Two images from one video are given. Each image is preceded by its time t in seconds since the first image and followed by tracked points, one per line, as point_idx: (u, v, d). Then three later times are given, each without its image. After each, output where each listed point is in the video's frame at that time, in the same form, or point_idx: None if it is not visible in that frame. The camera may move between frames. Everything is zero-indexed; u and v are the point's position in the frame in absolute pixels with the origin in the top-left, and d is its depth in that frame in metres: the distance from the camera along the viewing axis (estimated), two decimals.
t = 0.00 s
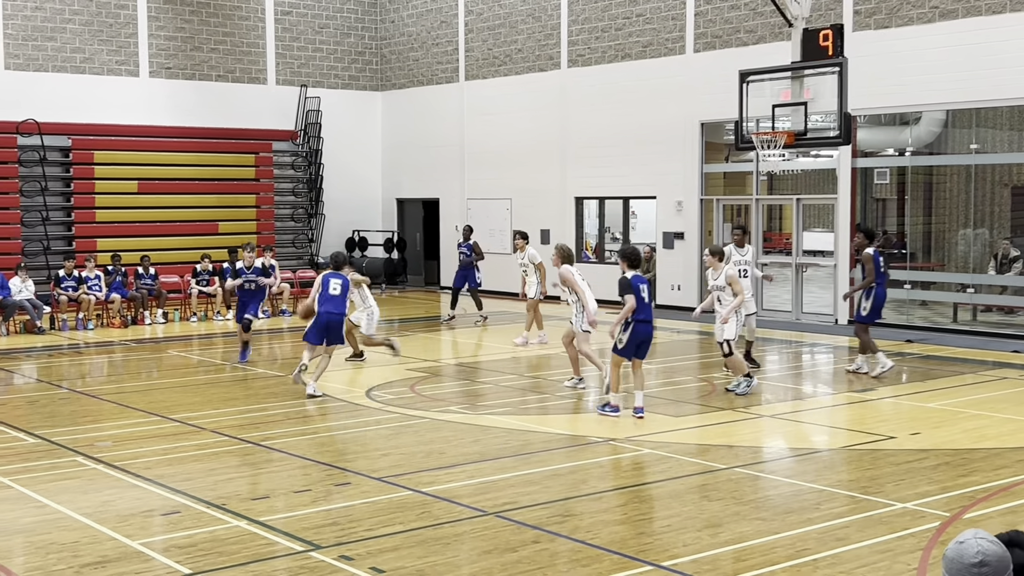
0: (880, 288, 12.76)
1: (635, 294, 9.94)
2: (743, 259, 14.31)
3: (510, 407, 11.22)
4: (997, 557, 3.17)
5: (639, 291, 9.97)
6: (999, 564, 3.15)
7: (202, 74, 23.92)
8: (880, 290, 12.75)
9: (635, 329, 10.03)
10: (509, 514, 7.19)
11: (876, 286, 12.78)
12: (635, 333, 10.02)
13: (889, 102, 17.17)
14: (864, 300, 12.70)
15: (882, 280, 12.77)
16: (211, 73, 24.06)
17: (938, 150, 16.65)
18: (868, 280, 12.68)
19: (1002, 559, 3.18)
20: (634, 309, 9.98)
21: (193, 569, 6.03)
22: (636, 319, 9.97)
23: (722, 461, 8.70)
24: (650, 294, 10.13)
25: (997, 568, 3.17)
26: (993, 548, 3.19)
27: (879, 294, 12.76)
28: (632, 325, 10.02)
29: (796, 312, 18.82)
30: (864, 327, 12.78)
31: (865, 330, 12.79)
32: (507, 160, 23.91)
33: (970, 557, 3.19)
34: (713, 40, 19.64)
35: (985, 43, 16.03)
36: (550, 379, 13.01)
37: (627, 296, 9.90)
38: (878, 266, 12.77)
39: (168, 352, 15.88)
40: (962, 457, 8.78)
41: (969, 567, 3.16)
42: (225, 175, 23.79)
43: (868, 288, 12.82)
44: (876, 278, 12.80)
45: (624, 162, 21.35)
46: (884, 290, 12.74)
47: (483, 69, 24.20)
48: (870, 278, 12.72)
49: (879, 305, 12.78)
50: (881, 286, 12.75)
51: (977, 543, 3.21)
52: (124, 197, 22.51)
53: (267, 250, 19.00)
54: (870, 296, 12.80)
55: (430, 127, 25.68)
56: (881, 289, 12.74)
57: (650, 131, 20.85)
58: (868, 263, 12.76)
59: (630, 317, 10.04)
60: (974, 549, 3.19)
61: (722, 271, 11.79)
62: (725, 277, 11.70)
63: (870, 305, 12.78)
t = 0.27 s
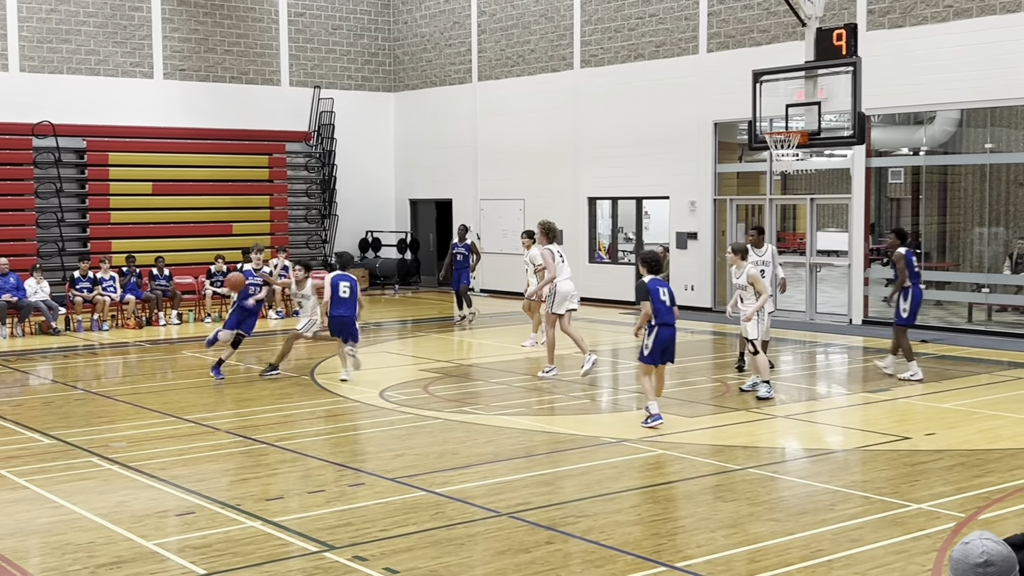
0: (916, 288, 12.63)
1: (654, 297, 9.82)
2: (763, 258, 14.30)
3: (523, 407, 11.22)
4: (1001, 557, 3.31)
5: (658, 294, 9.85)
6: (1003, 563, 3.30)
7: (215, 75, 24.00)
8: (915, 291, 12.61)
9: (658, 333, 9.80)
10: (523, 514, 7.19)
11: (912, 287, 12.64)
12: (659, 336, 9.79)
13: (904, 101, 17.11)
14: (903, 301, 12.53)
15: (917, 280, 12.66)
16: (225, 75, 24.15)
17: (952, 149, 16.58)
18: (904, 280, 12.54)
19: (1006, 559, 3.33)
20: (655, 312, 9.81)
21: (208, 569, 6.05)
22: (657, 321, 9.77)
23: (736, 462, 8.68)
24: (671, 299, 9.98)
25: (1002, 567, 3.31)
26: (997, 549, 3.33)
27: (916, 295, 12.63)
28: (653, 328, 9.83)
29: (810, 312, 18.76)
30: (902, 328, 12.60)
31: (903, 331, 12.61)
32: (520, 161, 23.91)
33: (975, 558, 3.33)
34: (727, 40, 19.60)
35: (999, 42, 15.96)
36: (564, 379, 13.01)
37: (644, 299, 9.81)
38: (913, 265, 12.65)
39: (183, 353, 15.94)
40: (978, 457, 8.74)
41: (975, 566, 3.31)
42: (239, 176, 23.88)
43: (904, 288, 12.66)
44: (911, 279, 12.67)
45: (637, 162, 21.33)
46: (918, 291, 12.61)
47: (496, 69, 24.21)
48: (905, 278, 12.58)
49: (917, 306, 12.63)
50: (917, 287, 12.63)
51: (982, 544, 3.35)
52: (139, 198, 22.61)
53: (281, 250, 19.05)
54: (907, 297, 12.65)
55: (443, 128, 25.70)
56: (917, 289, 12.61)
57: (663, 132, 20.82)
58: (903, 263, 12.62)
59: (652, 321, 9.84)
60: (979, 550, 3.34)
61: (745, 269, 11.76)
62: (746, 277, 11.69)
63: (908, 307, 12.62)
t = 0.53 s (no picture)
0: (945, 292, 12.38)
1: (674, 301, 9.43)
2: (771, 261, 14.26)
3: (532, 410, 11.21)
4: (1011, 559, 3.28)
5: (678, 298, 9.46)
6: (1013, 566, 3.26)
7: (225, 78, 24.06)
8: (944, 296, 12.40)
9: (680, 337, 9.43)
10: (533, 517, 7.19)
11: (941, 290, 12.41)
12: (680, 341, 9.42)
13: (914, 102, 17.06)
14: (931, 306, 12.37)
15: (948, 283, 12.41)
16: (235, 78, 24.20)
17: (963, 151, 16.52)
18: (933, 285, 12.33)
19: (1016, 561, 3.29)
20: (677, 316, 9.42)
21: (217, 571, 6.06)
22: (676, 326, 9.41)
23: (746, 464, 8.66)
24: (697, 301, 9.53)
25: (1012, 569, 3.28)
26: (1007, 552, 3.30)
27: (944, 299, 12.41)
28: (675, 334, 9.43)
29: (819, 314, 18.72)
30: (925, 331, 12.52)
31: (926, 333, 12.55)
32: (529, 163, 23.91)
33: (985, 560, 3.30)
34: (736, 42, 19.57)
35: (1009, 43, 15.91)
36: (573, 381, 13.00)
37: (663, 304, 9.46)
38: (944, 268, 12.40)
39: (193, 355, 15.97)
40: (988, 460, 8.71)
41: (984, 569, 3.28)
42: (249, 179, 23.95)
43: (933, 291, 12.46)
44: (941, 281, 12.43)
45: (646, 164, 21.31)
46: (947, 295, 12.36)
47: (505, 72, 24.22)
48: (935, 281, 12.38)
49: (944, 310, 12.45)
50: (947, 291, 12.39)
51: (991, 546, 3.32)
52: (149, 201, 22.68)
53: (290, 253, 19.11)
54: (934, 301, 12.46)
55: (452, 130, 25.72)
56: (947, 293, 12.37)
57: (672, 134, 20.80)
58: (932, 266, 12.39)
59: (674, 325, 9.47)
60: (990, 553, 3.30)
61: (764, 272, 11.60)
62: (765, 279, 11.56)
63: (934, 310, 12.46)
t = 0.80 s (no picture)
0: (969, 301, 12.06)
1: (706, 308, 9.27)
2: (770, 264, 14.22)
3: (536, 414, 11.21)
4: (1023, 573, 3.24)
5: (710, 304, 9.32)
6: None
7: (229, 82, 24.09)
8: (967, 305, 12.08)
9: (710, 344, 9.30)
10: (536, 521, 7.18)
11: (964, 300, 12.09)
12: (710, 348, 9.30)
13: (918, 106, 17.05)
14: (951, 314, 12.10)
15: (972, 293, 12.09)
16: (239, 82, 24.23)
17: (967, 155, 16.51)
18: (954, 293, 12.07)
19: None
20: (707, 323, 9.29)
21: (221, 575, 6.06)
22: (706, 333, 9.27)
23: (749, 468, 8.66)
24: (725, 308, 9.43)
25: None
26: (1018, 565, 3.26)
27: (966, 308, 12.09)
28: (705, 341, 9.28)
29: (823, 318, 18.70)
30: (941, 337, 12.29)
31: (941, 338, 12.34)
32: (532, 167, 23.92)
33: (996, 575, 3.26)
34: (739, 46, 19.58)
35: (1013, 47, 15.90)
36: (577, 385, 12.99)
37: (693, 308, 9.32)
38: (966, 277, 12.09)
39: (196, 359, 15.98)
40: (991, 464, 8.70)
41: None
42: (253, 182, 24.00)
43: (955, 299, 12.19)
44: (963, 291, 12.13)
45: (649, 168, 21.32)
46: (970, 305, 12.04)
47: (509, 75, 24.24)
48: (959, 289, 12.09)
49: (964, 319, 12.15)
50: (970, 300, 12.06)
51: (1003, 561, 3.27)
52: (153, 204, 22.73)
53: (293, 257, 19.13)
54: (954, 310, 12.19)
55: (456, 134, 25.73)
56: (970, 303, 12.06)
57: (676, 138, 20.80)
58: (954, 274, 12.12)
59: (703, 332, 9.32)
60: (998, 559, 4.25)
61: (773, 276, 11.46)
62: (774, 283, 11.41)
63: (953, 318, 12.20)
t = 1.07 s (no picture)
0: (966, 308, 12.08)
1: (721, 320, 8.94)
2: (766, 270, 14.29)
3: (532, 419, 11.20)
4: None
5: (727, 316, 8.96)
6: None
7: (226, 87, 24.09)
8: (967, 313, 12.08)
9: (729, 358, 8.88)
10: (532, 527, 7.18)
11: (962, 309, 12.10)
12: (730, 361, 8.87)
13: (914, 113, 17.08)
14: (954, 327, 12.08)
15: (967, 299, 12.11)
16: (236, 87, 24.23)
17: (963, 161, 16.53)
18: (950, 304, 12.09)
19: None
20: (724, 335, 8.91)
21: None
22: (725, 344, 8.86)
23: (745, 474, 8.65)
24: (747, 322, 9.04)
25: None
26: None
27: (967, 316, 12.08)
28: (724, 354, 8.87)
29: (820, 323, 18.72)
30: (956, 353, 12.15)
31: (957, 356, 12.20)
32: (529, 173, 23.93)
33: None
34: (736, 52, 19.61)
35: (1009, 54, 15.93)
36: (574, 391, 12.98)
37: (711, 321, 8.96)
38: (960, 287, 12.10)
39: (192, 364, 15.96)
40: (987, 470, 8.70)
41: None
42: (249, 188, 24.05)
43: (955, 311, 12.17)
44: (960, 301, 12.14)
45: (646, 173, 21.33)
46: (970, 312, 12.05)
47: (506, 81, 24.26)
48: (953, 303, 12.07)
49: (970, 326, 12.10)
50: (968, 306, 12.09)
51: None
52: (149, 210, 22.76)
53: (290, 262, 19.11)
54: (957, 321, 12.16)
55: (453, 140, 25.74)
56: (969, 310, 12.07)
57: (673, 143, 20.83)
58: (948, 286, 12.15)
59: (723, 345, 8.93)
60: (992, 565, 4.08)
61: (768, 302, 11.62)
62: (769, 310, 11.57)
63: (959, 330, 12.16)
